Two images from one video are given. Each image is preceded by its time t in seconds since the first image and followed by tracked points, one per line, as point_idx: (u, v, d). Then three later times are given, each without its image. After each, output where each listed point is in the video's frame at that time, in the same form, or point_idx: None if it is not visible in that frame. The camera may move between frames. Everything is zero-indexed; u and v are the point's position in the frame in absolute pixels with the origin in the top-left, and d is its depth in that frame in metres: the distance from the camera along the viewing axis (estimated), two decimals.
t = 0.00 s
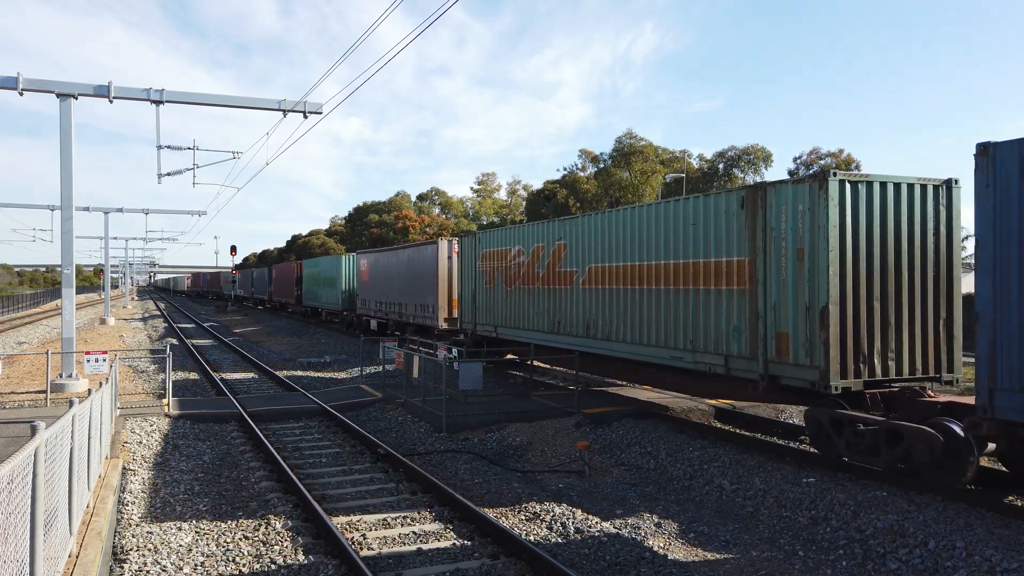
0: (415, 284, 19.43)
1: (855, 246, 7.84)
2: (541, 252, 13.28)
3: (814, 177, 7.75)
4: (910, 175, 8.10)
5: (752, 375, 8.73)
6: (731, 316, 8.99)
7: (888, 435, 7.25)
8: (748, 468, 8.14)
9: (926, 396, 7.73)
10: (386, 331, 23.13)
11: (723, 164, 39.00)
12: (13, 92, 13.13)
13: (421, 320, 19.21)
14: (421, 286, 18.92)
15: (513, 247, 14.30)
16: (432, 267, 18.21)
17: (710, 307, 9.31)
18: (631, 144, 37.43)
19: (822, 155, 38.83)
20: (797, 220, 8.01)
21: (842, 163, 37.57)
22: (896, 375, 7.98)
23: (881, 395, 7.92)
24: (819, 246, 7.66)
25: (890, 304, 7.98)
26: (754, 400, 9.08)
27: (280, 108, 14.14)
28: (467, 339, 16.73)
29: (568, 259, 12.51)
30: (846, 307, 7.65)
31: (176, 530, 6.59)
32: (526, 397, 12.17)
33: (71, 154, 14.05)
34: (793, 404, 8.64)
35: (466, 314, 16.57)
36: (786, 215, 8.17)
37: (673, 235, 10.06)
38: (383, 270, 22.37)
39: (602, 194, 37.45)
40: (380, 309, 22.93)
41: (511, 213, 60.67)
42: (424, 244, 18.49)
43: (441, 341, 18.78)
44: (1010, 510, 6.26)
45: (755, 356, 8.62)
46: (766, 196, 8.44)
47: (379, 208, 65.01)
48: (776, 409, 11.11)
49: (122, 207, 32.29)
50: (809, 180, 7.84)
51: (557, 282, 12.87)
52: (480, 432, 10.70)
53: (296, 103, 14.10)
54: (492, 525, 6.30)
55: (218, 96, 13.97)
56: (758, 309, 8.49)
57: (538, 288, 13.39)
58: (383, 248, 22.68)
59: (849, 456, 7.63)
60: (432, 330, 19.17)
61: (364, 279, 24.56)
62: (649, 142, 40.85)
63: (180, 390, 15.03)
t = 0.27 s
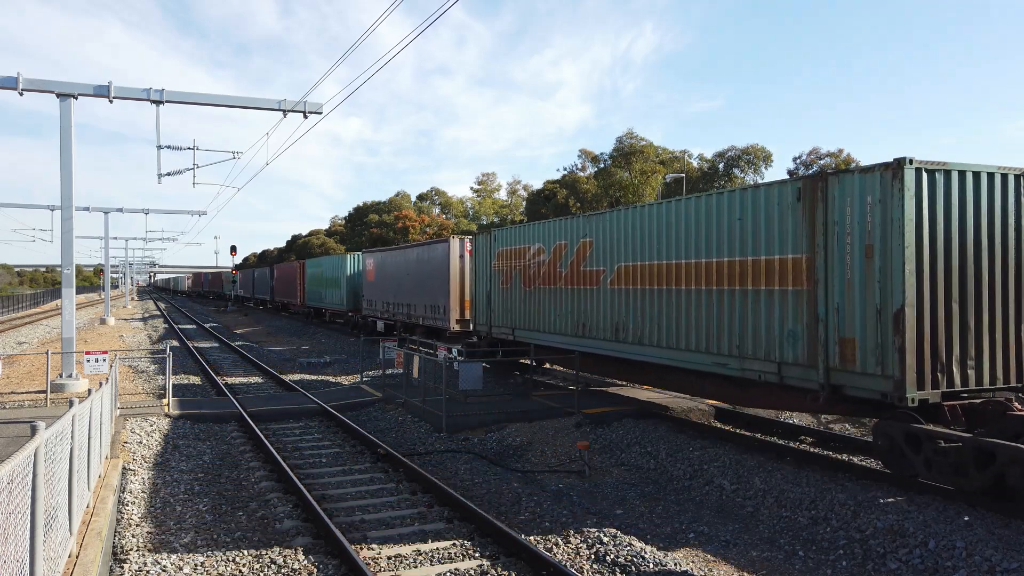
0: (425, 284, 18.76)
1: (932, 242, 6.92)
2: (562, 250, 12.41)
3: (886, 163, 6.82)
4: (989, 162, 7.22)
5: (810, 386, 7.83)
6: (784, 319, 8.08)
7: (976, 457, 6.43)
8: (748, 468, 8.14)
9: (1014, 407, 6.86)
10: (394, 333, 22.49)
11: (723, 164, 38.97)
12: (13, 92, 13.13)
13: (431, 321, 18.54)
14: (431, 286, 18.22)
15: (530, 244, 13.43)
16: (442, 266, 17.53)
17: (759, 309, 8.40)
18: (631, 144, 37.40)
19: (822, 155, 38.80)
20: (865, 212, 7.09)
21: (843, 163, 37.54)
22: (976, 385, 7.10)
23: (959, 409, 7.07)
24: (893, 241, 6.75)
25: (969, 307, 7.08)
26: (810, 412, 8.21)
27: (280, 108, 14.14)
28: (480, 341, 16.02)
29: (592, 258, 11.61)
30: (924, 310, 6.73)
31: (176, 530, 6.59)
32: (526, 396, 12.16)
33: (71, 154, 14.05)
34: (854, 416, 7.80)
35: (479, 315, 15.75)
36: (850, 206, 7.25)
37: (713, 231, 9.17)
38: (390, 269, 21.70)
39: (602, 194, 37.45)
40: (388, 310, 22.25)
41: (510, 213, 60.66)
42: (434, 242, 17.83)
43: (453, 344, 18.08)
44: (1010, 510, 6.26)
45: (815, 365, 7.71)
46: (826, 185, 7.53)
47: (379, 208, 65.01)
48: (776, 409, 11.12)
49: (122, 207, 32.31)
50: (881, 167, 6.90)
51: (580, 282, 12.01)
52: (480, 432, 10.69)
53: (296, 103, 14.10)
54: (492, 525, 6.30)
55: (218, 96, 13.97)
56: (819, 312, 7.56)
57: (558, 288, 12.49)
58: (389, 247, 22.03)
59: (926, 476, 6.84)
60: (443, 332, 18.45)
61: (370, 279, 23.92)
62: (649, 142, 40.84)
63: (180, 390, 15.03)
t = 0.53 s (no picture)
0: (433, 285, 18.06)
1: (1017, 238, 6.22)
2: (587, 248, 11.75)
3: (969, 150, 6.14)
4: None
5: (874, 396, 7.11)
6: (844, 323, 7.35)
7: None
8: (748, 468, 8.14)
9: None
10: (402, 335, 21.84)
11: (723, 164, 38.97)
12: (13, 92, 13.12)
13: (440, 324, 17.79)
14: (440, 287, 17.47)
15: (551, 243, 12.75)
16: (450, 265, 16.79)
17: (814, 312, 7.69)
18: (631, 144, 37.39)
19: (822, 155, 38.81)
20: (942, 203, 6.37)
21: (842, 163, 37.54)
22: None
23: None
24: (977, 237, 6.06)
25: None
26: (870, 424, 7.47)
27: (280, 108, 14.13)
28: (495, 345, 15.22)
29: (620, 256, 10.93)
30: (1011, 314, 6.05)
31: (176, 530, 6.59)
32: (526, 397, 12.16)
33: (71, 154, 14.04)
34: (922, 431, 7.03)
35: (494, 317, 15.04)
36: (924, 198, 6.54)
37: (759, 226, 8.44)
38: (397, 269, 20.98)
39: (602, 194, 37.46)
40: (394, 311, 21.50)
41: (510, 213, 60.66)
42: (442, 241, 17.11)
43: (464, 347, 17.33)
44: (1009, 510, 6.27)
45: (880, 374, 6.99)
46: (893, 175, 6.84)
47: (379, 208, 65.02)
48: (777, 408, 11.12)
49: (123, 207, 32.32)
50: (961, 156, 6.23)
51: (604, 282, 11.33)
52: (480, 432, 10.69)
53: (296, 103, 14.09)
54: (492, 525, 6.30)
55: (218, 96, 13.97)
56: (887, 315, 6.85)
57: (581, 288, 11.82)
58: (395, 246, 21.29)
59: (1013, 498, 6.06)
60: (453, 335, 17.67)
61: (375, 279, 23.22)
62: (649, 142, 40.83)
63: (180, 389, 15.03)
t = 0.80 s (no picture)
0: (442, 285, 17.41)
1: None
2: (614, 247, 11.00)
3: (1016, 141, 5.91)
4: None
5: (953, 409, 6.42)
6: (878, 324, 7.03)
7: None
8: (748, 468, 8.14)
9: None
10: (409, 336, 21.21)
11: (723, 164, 38.97)
12: (13, 92, 13.13)
13: (450, 325, 17.13)
14: (450, 287, 16.78)
15: (573, 241, 12.00)
16: (461, 264, 16.14)
17: (846, 312, 7.36)
18: (631, 144, 37.39)
19: (822, 156, 38.85)
20: (986, 197, 6.12)
21: (842, 163, 37.54)
22: None
23: None
24: None
25: None
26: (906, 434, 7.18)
27: (280, 108, 14.13)
28: (509, 348, 14.53)
29: (651, 255, 10.24)
30: None
31: (176, 530, 6.59)
32: (526, 397, 12.16)
33: (71, 154, 14.04)
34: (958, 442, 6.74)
35: (507, 319, 14.34)
36: (964, 192, 6.29)
37: (786, 222, 8.10)
38: (404, 269, 20.31)
39: (602, 194, 37.46)
40: (400, 313, 20.82)
41: (510, 213, 60.67)
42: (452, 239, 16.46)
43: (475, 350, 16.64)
44: (1009, 510, 6.27)
45: (916, 377, 6.68)
46: (933, 167, 6.56)
47: (379, 208, 64.99)
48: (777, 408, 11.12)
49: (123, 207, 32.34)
50: None
51: (634, 283, 10.56)
52: (480, 432, 10.69)
53: (296, 103, 14.09)
54: (492, 525, 6.30)
55: (218, 96, 13.97)
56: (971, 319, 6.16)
57: (607, 289, 11.09)
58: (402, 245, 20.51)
59: None
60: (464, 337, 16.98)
61: (381, 279, 22.57)
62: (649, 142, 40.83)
63: (180, 389, 15.03)
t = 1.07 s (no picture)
0: (453, 285, 16.82)
1: None
2: (646, 245, 10.26)
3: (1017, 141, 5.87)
4: None
5: None
6: (879, 326, 6.96)
7: None
8: (748, 468, 8.14)
9: None
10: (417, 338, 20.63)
11: (723, 164, 38.98)
12: (13, 92, 13.13)
13: (462, 326, 16.53)
14: (463, 286, 16.17)
15: (601, 239, 11.28)
16: (474, 263, 15.56)
17: (847, 314, 7.28)
18: (631, 144, 37.39)
19: (822, 155, 38.86)
20: (987, 197, 6.07)
21: (842, 163, 37.55)
22: None
23: None
24: None
25: None
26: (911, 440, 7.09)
27: (280, 108, 14.14)
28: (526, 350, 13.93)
29: (685, 253, 9.54)
30: None
31: (176, 530, 6.59)
32: (526, 396, 12.17)
33: (71, 154, 14.04)
34: (960, 449, 6.67)
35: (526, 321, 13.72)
36: (964, 191, 6.24)
37: (789, 222, 7.99)
38: (412, 268, 19.72)
39: (602, 194, 37.47)
40: (407, 314, 20.21)
41: (510, 213, 60.67)
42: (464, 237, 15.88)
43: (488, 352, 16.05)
44: (1009, 510, 6.27)
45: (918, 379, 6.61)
46: (935, 166, 6.49)
47: (379, 208, 64.99)
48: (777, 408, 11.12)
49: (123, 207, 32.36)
50: None
51: (670, 282, 9.80)
52: (479, 432, 10.70)
53: (296, 103, 14.10)
54: (492, 525, 6.30)
55: (218, 96, 13.97)
56: None
57: (638, 289, 10.38)
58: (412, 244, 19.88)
59: None
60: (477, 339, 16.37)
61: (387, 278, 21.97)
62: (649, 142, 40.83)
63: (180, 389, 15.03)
